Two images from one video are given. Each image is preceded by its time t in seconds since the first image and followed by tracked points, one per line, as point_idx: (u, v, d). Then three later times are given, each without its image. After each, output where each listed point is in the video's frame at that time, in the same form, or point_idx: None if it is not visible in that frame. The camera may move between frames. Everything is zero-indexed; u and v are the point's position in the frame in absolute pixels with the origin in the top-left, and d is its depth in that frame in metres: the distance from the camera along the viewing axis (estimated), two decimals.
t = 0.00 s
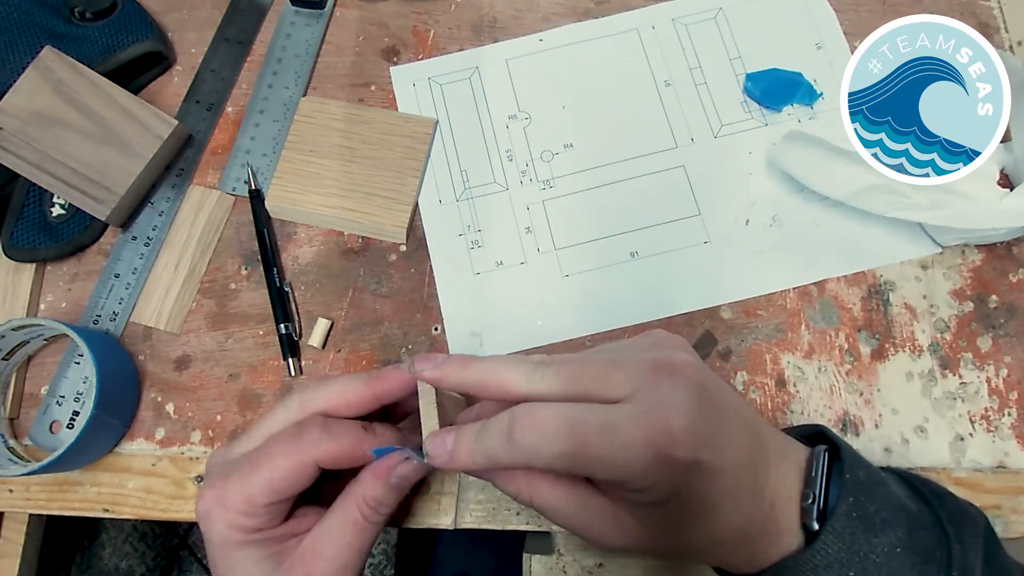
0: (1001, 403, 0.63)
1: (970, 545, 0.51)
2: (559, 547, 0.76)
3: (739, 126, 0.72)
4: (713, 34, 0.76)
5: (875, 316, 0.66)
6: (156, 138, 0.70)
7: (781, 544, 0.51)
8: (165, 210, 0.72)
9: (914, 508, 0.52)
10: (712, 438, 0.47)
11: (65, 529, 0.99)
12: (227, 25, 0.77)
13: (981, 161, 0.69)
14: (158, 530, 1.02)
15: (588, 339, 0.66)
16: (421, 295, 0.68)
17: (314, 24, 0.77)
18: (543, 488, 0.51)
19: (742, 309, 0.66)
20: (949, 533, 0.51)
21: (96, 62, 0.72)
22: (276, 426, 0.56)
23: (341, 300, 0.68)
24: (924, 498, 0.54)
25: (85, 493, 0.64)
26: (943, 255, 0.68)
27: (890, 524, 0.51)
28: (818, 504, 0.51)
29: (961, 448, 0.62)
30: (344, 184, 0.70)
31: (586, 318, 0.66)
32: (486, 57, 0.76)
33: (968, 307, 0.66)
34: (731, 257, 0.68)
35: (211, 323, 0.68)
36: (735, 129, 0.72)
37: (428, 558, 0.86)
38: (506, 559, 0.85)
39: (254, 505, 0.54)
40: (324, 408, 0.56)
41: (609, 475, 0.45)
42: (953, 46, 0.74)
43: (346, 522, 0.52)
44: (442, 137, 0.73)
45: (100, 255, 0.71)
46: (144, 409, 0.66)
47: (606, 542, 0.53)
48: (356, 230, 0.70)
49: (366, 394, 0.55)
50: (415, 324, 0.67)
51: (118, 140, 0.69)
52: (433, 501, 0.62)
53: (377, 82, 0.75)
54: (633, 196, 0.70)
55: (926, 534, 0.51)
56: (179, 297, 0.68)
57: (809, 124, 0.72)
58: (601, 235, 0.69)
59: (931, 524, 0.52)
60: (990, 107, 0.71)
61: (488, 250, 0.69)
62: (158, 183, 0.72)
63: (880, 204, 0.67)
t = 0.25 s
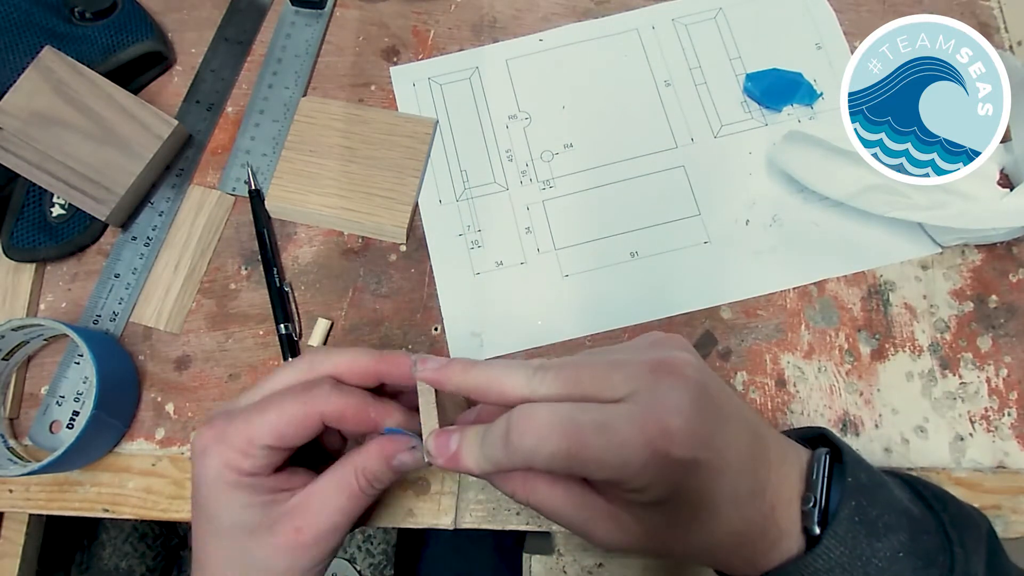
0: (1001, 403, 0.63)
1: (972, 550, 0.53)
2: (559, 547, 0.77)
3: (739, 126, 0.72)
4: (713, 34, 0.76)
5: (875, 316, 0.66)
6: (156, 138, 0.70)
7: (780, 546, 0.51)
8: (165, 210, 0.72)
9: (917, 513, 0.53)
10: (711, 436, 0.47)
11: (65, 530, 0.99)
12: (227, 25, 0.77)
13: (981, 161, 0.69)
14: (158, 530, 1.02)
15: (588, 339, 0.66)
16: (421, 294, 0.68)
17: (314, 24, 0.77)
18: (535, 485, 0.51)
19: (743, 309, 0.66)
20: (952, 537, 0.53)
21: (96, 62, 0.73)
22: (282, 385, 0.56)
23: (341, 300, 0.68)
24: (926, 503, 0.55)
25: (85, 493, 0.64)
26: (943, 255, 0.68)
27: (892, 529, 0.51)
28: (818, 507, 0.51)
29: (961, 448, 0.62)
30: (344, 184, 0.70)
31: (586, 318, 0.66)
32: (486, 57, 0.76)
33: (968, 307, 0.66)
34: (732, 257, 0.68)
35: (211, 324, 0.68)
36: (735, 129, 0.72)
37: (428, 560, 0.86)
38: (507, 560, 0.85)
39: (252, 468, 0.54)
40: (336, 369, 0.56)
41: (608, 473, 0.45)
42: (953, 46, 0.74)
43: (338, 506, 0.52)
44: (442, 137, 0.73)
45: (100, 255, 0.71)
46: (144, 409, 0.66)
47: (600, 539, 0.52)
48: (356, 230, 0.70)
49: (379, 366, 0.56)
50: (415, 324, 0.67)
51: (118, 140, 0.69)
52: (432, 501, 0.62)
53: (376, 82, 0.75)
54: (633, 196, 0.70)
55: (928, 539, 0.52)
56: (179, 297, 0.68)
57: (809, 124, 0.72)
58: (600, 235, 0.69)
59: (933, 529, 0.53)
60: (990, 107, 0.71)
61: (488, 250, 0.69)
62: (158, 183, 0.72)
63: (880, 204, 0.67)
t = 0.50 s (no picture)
0: (1001, 403, 0.63)
1: (971, 553, 0.53)
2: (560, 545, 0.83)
3: (739, 126, 0.72)
4: (713, 34, 0.76)
5: (875, 316, 0.66)
6: (156, 138, 0.70)
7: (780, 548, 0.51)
8: (165, 210, 0.72)
9: (915, 516, 0.54)
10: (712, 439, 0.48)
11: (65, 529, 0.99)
12: (227, 24, 0.77)
13: (981, 161, 0.69)
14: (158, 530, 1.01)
15: (588, 339, 0.66)
16: (421, 294, 0.68)
17: (314, 24, 0.77)
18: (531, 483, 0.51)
19: (743, 309, 0.66)
20: (949, 540, 0.53)
21: (96, 62, 0.72)
22: (277, 379, 0.55)
23: (341, 300, 0.68)
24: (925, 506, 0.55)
25: (85, 493, 0.64)
26: (943, 255, 0.68)
27: (890, 533, 0.52)
28: (817, 511, 0.52)
29: (961, 448, 0.62)
30: (344, 184, 0.70)
31: (586, 318, 0.66)
32: (486, 57, 0.76)
33: (969, 307, 0.66)
34: (732, 257, 0.68)
35: (211, 324, 0.68)
36: (735, 129, 0.72)
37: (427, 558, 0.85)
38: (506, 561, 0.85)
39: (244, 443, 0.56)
40: (337, 363, 0.55)
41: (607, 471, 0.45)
42: (953, 46, 0.74)
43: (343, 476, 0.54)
44: (442, 137, 0.73)
45: (100, 255, 0.71)
46: (144, 409, 0.66)
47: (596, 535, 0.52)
48: (356, 230, 0.70)
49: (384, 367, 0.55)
50: (415, 324, 0.67)
51: (118, 140, 0.69)
52: (432, 501, 0.62)
53: (376, 82, 0.75)
54: (634, 196, 0.70)
55: (926, 543, 0.53)
56: (179, 296, 0.68)
57: (809, 125, 0.72)
58: (600, 235, 0.69)
59: (931, 533, 0.53)
60: (990, 107, 0.71)
61: (488, 250, 0.69)
62: (158, 183, 0.72)
63: (880, 204, 0.67)
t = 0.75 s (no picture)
0: (1001, 403, 0.63)
1: (961, 557, 0.53)
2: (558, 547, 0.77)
3: (739, 126, 0.72)
4: (713, 34, 0.76)
5: (875, 316, 0.66)
6: (156, 138, 0.70)
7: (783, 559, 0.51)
8: (165, 210, 0.72)
9: (906, 521, 0.53)
10: (706, 456, 0.48)
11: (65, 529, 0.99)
12: (227, 25, 0.77)
13: (981, 161, 0.69)
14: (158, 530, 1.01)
15: (588, 340, 0.66)
16: (421, 294, 0.68)
17: (314, 24, 0.77)
18: (517, 487, 0.51)
19: (742, 309, 0.66)
20: (938, 543, 0.52)
21: (96, 62, 0.73)
22: (285, 386, 0.55)
23: (341, 300, 0.68)
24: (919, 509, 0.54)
25: (85, 493, 0.64)
26: (944, 255, 0.68)
27: (879, 538, 0.51)
28: (805, 518, 0.52)
29: (961, 448, 0.62)
30: (344, 184, 0.70)
31: (585, 318, 0.66)
32: (486, 57, 0.76)
33: (969, 307, 0.66)
34: (732, 257, 0.68)
35: (211, 323, 0.68)
36: (735, 129, 0.72)
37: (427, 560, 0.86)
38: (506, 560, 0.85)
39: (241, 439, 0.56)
40: (343, 371, 0.54)
41: (596, 483, 0.45)
42: (953, 46, 0.74)
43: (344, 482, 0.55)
44: (442, 137, 0.73)
45: (100, 255, 0.71)
46: (144, 409, 0.66)
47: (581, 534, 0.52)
48: (357, 230, 0.70)
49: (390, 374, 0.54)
50: (415, 324, 0.67)
51: (117, 140, 0.69)
52: (432, 501, 0.62)
53: (377, 82, 0.75)
54: (633, 196, 0.70)
55: (916, 547, 0.52)
56: (179, 296, 0.68)
57: (809, 125, 0.72)
58: (600, 235, 0.69)
59: (922, 537, 0.52)
60: (990, 107, 0.71)
61: (488, 250, 0.69)
62: (158, 183, 0.72)
63: (880, 204, 0.67)
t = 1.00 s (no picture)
0: (1001, 403, 0.63)
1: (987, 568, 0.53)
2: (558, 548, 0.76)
3: (739, 126, 0.72)
4: (713, 34, 0.76)
5: (875, 316, 0.66)
6: (156, 138, 0.70)
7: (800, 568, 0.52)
8: (165, 210, 0.72)
9: (932, 534, 0.53)
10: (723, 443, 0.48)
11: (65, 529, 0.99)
12: (227, 25, 0.77)
13: (981, 161, 0.69)
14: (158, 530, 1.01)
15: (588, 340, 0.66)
16: (421, 294, 0.68)
17: (314, 23, 0.77)
18: (529, 475, 0.51)
19: (742, 309, 0.66)
20: (966, 561, 0.53)
21: (96, 62, 0.73)
22: (272, 396, 0.54)
23: (341, 300, 0.68)
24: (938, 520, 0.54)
25: (85, 493, 0.64)
26: (943, 255, 0.68)
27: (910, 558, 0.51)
28: (840, 538, 0.52)
29: (961, 448, 0.62)
30: (344, 184, 0.70)
31: (585, 318, 0.66)
32: (486, 57, 0.76)
33: (969, 307, 0.66)
34: (731, 257, 0.68)
35: (211, 323, 0.68)
36: (735, 129, 0.72)
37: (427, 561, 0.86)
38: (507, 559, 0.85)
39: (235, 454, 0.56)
40: (328, 372, 0.53)
41: (607, 457, 0.46)
42: (953, 46, 0.74)
43: (333, 499, 0.53)
44: (442, 137, 0.73)
45: (100, 255, 0.71)
46: (144, 409, 0.66)
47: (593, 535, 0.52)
48: (356, 230, 0.70)
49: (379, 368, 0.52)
50: (415, 324, 0.67)
51: (118, 140, 0.69)
52: (432, 501, 0.62)
53: (376, 82, 0.75)
54: (633, 196, 0.70)
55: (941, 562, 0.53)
56: (179, 296, 0.68)
57: (809, 125, 0.72)
58: (600, 235, 0.69)
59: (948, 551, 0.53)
60: (990, 107, 0.71)
61: (488, 250, 0.69)
62: (158, 183, 0.72)
63: (880, 204, 0.67)
